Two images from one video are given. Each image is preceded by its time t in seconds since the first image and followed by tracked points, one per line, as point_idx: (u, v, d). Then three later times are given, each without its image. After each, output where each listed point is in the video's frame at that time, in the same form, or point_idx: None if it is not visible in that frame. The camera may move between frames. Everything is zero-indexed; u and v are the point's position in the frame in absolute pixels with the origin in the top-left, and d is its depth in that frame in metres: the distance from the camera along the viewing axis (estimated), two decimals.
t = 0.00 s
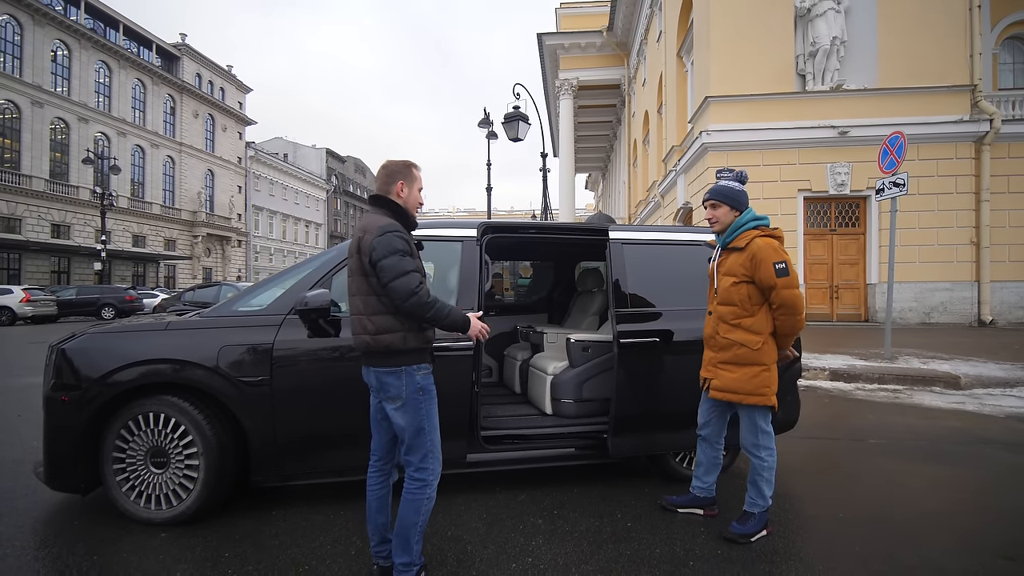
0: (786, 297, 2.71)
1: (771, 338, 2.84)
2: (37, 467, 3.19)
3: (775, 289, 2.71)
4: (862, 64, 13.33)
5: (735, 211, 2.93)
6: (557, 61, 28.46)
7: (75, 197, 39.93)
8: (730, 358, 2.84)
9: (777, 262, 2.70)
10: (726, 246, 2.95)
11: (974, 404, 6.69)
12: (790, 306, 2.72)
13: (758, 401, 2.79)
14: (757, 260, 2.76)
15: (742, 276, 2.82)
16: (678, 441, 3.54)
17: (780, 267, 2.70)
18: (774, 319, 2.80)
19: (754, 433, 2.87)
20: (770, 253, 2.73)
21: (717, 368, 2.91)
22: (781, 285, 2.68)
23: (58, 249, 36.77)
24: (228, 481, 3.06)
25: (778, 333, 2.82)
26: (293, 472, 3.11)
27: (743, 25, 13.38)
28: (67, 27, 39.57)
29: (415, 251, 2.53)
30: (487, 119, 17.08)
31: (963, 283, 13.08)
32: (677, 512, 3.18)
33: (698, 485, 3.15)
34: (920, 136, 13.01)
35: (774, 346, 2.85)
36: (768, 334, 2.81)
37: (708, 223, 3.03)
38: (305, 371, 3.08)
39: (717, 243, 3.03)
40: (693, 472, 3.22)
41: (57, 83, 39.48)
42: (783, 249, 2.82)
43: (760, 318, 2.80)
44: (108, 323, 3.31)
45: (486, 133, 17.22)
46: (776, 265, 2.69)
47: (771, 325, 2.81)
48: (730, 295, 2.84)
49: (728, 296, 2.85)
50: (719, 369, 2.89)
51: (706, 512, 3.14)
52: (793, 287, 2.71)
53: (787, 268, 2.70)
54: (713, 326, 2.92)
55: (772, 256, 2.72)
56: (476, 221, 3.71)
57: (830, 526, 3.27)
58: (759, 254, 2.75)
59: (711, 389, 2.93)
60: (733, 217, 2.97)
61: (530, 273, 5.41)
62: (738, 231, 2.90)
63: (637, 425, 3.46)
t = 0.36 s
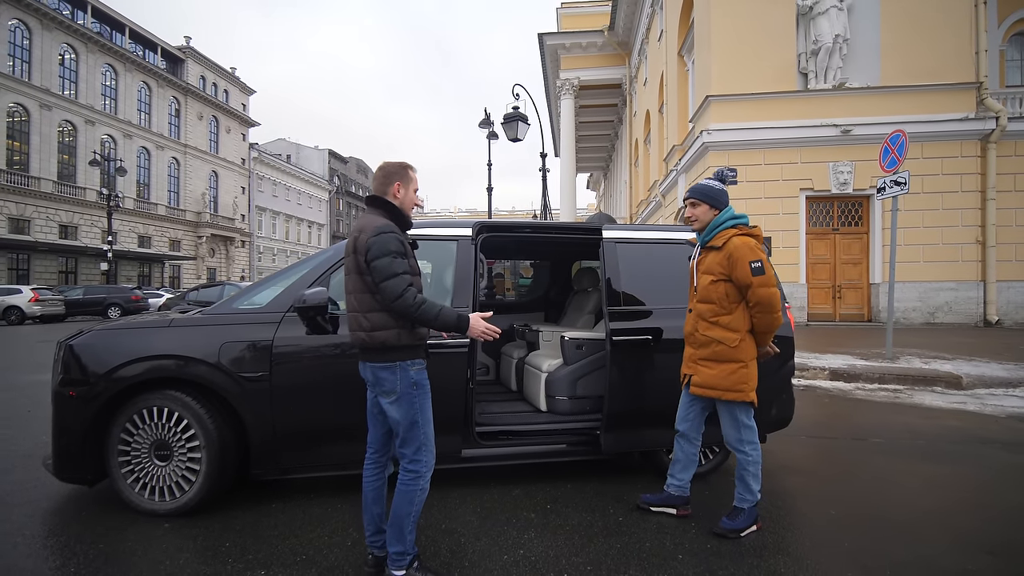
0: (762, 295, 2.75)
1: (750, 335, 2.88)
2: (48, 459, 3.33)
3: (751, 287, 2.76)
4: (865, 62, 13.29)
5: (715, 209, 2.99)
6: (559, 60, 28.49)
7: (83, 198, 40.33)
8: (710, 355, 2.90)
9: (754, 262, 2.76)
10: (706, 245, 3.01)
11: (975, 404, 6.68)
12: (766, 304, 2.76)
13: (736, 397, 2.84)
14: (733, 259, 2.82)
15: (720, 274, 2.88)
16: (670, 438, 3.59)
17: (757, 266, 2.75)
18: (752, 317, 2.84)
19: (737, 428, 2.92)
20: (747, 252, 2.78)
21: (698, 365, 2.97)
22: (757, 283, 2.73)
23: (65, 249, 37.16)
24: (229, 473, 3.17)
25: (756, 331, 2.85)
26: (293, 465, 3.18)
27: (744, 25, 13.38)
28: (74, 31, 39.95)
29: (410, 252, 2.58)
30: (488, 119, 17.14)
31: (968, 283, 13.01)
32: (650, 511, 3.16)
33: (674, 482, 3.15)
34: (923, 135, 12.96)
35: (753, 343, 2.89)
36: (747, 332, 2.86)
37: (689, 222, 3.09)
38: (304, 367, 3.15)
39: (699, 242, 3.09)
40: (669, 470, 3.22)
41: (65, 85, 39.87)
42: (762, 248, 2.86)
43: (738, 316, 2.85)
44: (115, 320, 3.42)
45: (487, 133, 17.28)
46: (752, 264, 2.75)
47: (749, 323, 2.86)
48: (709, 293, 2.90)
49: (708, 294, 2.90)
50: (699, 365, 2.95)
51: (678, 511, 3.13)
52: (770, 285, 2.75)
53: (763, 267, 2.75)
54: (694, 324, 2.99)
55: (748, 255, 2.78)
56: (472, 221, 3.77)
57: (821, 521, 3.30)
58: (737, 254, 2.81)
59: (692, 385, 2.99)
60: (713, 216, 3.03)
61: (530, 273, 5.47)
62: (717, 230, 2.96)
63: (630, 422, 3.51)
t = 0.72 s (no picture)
0: (738, 291, 2.82)
1: (725, 331, 2.94)
2: (64, 454, 3.42)
3: (729, 283, 2.82)
4: (871, 60, 13.26)
5: (694, 209, 3.03)
6: (563, 59, 28.50)
7: (91, 199, 40.69)
8: (687, 349, 2.93)
9: (733, 259, 2.82)
10: (684, 243, 3.05)
11: (980, 403, 6.66)
12: (743, 300, 2.82)
13: (712, 390, 2.88)
14: (712, 256, 2.87)
15: (699, 271, 2.92)
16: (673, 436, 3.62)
17: (735, 264, 2.82)
18: (727, 313, 2.91)
19: (707, 422, 2.95)
20: (725, 249, 2.85)
21: (674, 359, 3.00)
22: (735, 279, 2.79)
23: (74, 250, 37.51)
24: (240, 469, 3.25)
25: (731, 327, 2.91)
26: (302, 460, 3.25)
27: (748, 23, 13.38)
28: (82, 33, 40.33)
29: (415, 251, 2.65)
30: (492, 119, 17.17)
31: (975, 282, 12.94)
32: (653, 513, 3.17)
33: (672, 483, 3.18)
34: (930, 133, 12.91)
35: (727, 339, 2.95)
36: (723, 327, 2.91)
37: (668, 221, 3.12)
38: (312, 365, 3.21)
39: (676, 240, 3.12)
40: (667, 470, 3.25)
41: (73, 87, 40.23)
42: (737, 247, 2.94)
43: (715, 311, 2.90)
44: (128, 318, 3.50)
45: (490, 132, 17.33)
46: (731, 261, 2.82)
47: (726, 318, 2.92)
48: (688, 289, 2.93)
49: (686, 290, 2.94)
50: (676, 360, 2.98)
51: (681, 511, 3.16)
52: (746, 282, 2.83)
53: (740, 264, 2.83)
54: (671, 319, 3.02)
55: (726, 252, 2.84)
56: (476, 221, 3.82)
57: (822, 518, 3.33)
58: (715, 251, 2.86)
59: (668, 379, 3.01)
60: (691, 216, 3.07)
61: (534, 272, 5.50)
62: (695, 229, 3.01)
63: (633, 420, 3.56)
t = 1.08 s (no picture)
0: (732, 287, 2.85)
1: (721, 327, 2.96)
2: (91, 450, 3.52)
3: (723, 279, 2.84)
4: (881, 59, 13.21)
5: (688, 210, 3.06)
6: (571, 59, 28.55)
7: (102, 199, 41.06)
8: (683, 346, 2.94)
9: (725, 256, 2.85)
10: (679, 243, 3.07)
11: (991, 402, 6.66)
12: (737, 296, 2.84)
13: (708, 386, 2.89)
14: (706, 254, 2.89)
15: (693, 269, 2.94)
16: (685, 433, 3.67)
17: (728, 261, 2.85)
18: (723, 309, 2.93)
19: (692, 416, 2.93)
20: (718, 246, 2.87)
21: (671, 356, 3.01)
22: (728, 275, 2.82)
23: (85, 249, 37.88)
24: (261, 464, 3.33)
25: (727, 323, 2.94)
26: (322, 456, 3.32)
27: (758, 23, 13.39)
28: (94, 35, 40.71)
29: (434, 252, 2.71)
30: (501, 119, 17.24)
31: (986, 282, 12.88)
32: (665, 509, 3.23)
33: (685, 480, 3.19)
34: (941, 131, 12.84)
35: (723, 335, 2.97)
36: (718, 323, 2.94)
37: (664, 222, 3.15)
38: (332, 363, 3.29)
39: (672, 241, 3.15)
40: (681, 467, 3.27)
41: (84, 88, 40.60)
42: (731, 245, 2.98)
43: (710, 308, 2.93)
44: (149, 318, 3.58)
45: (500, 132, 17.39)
46: (724, 257, 2.84)
47: (722, 314, 2.94)
48: (684, 286, 2.95)
49: (682, 287, 2.96)
50: (672, 357, 2.99)
51: (693, 507, 3.20)
52: (740, 278, 2.85)
53: (733, 261, 2.85)
54: (666, 317, 3.03)
55: (719, 249, 2.87)
56: (491, 222, 3.88)
57: (832, 514, 3.37)
58: (709, 248, 2.89)
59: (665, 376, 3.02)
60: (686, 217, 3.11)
61: (543, 272, 5.55)
62: (690, 228, 3.02)
63: (646, 418, 3.61)
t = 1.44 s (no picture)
0: (731, 287, 2.86)
1: (723, 328, 2.99)
2: (109, 447, 3.60)
3: (720, 280, 2.88)
4: (883, 60, 13.27)
5: (691, 208, 3.16)
6: (574, 59, 28.64)
7: (105, 198, 41.20)
8: (685, 347, 3.02)
9: (723, 256, 2.88)
10: (682, 243, 3.15)
11: (991, 401, 6.73)
12: (735, 296, 2.86)
13: (708, 386, 2.94)
14: (704, 254, 2.95)
15: (693, 270, 3.01)
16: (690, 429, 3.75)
17: (725, 260, 2.87)
18: (723, 309, 2.95)
19: (704, 420, 2.98)
20: (716, 246, 2.91)
21: (674, 357, 3.08)
22: (724, 275, 2.84)
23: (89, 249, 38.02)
24: (276, 460, 3.42)
25: (728, 323, 2.96)
26: (336, 452, 3.41)
27: (761, 24, 13.46)
28: (97, 35, 40.86)
29: (447, 252, 2.79)
30: (505, 120, 17.32)
31: (987, 282, 12.93)
32: (671, 503, 3.31)
33: (691, 476, 3.27)
34: (943, 132, 12.90)
35: (726, 335, 2.99)
36: (719, 324, 2.97)
37: (669, 222, 3.25)
38: (346, 361, 3.37)
39: (676, 241, 3.24)
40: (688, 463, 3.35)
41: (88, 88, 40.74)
42: (732, 243, 2.99)
43: (710, 308, 2.97)
44: (167, 317, 3.67)
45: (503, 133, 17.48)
46: (721, 257, 2.87)
47: (722, 315, 2.97)
48: (685, 287, 3.03)
49: (683, 288, 3.04)
50: (675, 357, 3.07)
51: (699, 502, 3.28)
52: (738, 278, 2.86)
53: (730, 261, 2.86)
54: (670, 317, 3.11)
55: (717, 249, 2.91)
56: (499, 223, 3.96)
57: (833, 508, 3.45)
58: (707, 248, 2.93)
59: (670, 377, 3.11)
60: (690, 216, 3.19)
61: (546, 271, 5.60)
62: (690, 228, 3.10)
63: (652, 414, 3.69)
